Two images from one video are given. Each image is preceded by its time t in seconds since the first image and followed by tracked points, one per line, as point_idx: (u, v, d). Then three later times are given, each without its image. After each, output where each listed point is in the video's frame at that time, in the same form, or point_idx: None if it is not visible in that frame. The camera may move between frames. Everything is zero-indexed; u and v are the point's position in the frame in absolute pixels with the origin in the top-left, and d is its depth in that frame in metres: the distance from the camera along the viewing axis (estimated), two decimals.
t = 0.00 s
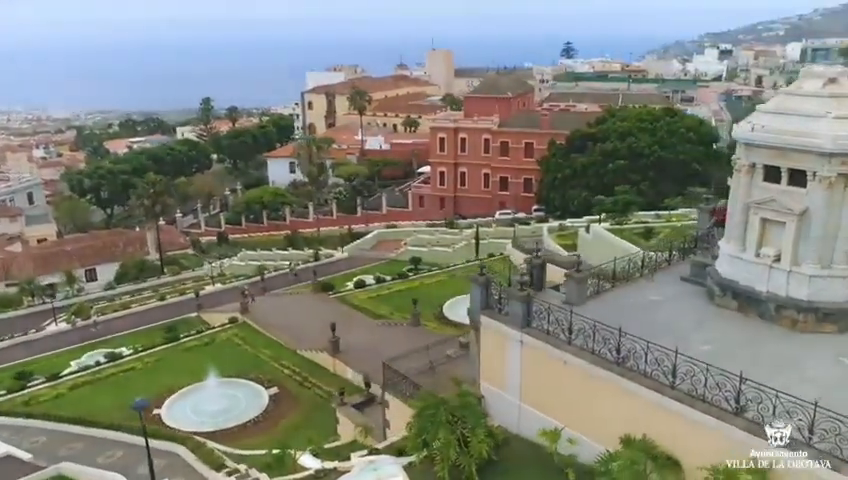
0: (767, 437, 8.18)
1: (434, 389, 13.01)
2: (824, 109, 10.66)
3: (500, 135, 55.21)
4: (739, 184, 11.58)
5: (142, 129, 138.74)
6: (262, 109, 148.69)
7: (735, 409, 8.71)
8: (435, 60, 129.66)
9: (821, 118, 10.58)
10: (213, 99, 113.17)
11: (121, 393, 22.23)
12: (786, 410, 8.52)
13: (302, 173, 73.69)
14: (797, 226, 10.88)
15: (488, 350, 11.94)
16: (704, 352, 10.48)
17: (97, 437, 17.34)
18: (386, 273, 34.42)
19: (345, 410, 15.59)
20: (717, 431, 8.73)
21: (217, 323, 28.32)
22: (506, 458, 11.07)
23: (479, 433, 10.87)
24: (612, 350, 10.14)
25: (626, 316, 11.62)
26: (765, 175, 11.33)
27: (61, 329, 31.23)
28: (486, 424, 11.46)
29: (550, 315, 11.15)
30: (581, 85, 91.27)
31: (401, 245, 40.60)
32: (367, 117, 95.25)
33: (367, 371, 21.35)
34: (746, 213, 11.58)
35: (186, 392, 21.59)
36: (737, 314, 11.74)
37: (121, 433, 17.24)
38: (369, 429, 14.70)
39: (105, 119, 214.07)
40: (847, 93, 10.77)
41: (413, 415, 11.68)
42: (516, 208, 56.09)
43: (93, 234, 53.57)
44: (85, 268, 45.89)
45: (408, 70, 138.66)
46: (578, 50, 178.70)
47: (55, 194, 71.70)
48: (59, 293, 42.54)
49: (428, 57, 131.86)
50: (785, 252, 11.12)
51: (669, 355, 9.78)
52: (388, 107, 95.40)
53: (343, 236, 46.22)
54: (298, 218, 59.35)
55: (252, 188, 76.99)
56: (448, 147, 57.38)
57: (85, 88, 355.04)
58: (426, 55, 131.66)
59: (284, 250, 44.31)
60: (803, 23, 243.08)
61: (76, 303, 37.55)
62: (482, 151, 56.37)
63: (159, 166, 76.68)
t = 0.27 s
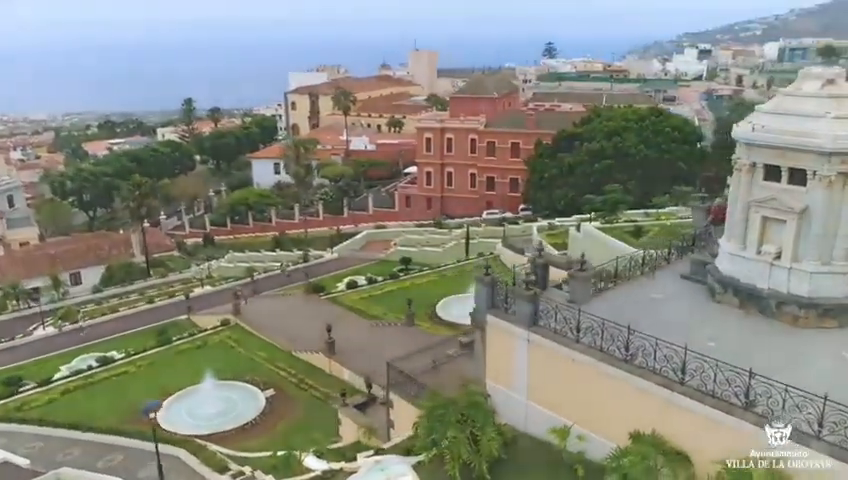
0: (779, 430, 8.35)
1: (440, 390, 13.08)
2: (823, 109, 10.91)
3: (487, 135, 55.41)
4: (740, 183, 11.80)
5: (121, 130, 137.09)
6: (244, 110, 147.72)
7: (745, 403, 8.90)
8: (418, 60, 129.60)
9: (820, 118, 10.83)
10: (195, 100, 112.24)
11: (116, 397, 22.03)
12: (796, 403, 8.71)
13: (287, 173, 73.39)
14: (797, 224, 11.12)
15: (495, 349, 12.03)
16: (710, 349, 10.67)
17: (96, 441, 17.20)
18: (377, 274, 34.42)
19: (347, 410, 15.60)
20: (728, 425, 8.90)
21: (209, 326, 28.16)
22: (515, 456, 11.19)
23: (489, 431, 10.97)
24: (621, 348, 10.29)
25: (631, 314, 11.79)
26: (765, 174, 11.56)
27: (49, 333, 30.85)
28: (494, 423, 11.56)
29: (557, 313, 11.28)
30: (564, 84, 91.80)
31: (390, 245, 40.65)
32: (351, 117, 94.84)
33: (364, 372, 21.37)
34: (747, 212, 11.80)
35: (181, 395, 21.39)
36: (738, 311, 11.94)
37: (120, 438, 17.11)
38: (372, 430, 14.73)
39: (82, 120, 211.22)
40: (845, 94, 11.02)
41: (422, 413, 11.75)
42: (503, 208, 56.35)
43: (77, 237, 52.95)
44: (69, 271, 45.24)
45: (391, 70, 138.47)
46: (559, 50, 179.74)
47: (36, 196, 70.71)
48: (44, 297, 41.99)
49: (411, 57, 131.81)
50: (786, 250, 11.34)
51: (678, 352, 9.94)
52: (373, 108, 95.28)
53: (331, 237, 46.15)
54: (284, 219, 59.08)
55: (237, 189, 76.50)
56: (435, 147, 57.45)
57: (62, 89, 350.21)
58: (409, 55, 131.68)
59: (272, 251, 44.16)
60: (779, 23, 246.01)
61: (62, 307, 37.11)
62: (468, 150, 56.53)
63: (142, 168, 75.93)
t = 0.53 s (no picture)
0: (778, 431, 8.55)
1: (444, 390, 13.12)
2: (823, 109, 11.10)
3: (477, 135, 55.52)
4: (741, 183, 11.96)
5: (105, 131, 135.81)
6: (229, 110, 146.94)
7: (752, 400, 9.04)
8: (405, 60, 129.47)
9: (820, 118, 11.02)
10: (181, 100, 111.48)
11: (112, 400, 21.87)
12: (804, 399, 8.86)
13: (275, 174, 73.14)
14: (797, 223, 11.29)
15: (500, 348, 12.12)
16: (715, 346, 10.81)
17: (95, 445, 17.10)
18: (371, 275, 34.41)
19: (348, 411, 15.63)
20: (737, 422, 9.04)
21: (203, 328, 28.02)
22: (524, 454, 11.28)
23: (498, 430, 11.04)
24: (629, 347, 10.40)
25: (635, 313, 11.91)
26: (766, 174, 11.73)
27: (40, 337, 30.54)
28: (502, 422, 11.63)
29: (563, 312, 11.36)
30: (551, 84, 92.22)
31: (383, 246, 40.68)
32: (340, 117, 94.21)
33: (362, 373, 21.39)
34: (747, 211, 11.97)
35: (178, 398, 21.28)
36: (739, 309, 12.09)
37: (119, 441, 17.02)
38: (375, 430, 14.75)
39: (64, 121, 209.00)
40: (843, 94, 11.21)
41: (429, 413, 11.83)
42: (493, 208, 56.54)
43: (64, 239, 52.49)
44: (58, 274, 44.72)
45: (377, 70, 138.30)
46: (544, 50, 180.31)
47: (20, 199, 69.93)
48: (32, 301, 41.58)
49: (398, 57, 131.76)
50: (787, 248, 11.52)
51: (685, 350, 10.06)
52: (360, 108, 95.20)
53: (322, 238, 46.09)
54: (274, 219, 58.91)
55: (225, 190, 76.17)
56: (424, 148, 57.47)
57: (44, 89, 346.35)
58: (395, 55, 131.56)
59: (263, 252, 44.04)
60: (761, 23, 248.33)
61: (52, 310, 36.78)
62: (458, 150, 56.63)
63: (129, 169, 75.31)
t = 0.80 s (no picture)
0: (781, 430, 8.66)
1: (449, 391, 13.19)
2: (820, 110, 11.36)
3: (460, 135, 55.65)
4: (739, 181, 12.20)
5: (80, 133, 133.61)
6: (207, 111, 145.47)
7: (760, 394, 9.24)
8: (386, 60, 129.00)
9: (818, 118, 11.27)
10: (158, 102, 110.13)
11: (104, 405, 21.61)
12: (811, 392, 9.07)
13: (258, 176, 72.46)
14: (796, 221, 11.55)
15: (505, 347, 12.19)
16: (718, 343, 11.01)
17: (91, 452, 16.93)
18: (359, 276, 34.34)
19: (349, 413, 15.63)
20: (746, 416, 9.23)
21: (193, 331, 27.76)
22: (532, 452, 11.37)
23: (507, 429, 11.14)
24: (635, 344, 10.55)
25: (638, 311, 12.08)
26: (764, 173, 11.97)
27: (25, 343, 30.03)
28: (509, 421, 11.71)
29: (568, 311, 11.48)
30: (532, 84, 92.67)
31: (369, 247, 40.65)
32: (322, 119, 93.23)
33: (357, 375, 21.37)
34: (746, 209, 12.21)
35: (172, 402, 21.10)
36: (739, 306, 12.32)
37: (116, 447, 16.87)
38: (378, 431, 14.76)
39: (36, 123, 205.22)
40: (838, 95, 11.49)
41: (437, 413, 11.90)
42: (477, 208, 56.73)
43: (44, 244, 51.65)
44: (38, 278, 44.01)
45: (357, 70, 137.85)
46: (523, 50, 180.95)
47: None
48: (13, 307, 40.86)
49: (377, 57, 131.43)
50: (785, 245, 11.79)
51: (693, 347, 10.24)
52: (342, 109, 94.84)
53: (307, 239, 45.91)
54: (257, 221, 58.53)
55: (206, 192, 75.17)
56: (408, 148, 57.43)
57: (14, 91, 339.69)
58: (374, 55, 131.23)
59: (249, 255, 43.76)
60: (735, 23, 251.54)
61: (35, 316, 36.21)
62: (442, 151, 56.71)
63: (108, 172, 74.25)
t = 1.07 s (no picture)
0: (782, 430, 9.00)
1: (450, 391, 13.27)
2: (813, 109, 11.63)
3: (443, 136, 55.72)
4: (735, 179, 12.43)
5: (53, 135, 131.15)
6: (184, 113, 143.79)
7: (764, 388, 9.45)
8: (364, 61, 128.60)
9: (812, 118, 11.55)
10: (134, 103, 108.62)
11: (94, 411, 21.32)
12: (814, 385, 9.29)
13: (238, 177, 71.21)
14: (791, 218, 11.80)
15: (507, 346, 12.28)
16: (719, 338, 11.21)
17: (86, 458, 16.79)
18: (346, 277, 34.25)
19: (348, 414, 15.64)
20: (751, 410, 9.42)
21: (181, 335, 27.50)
22: (536, 449, 11.50)
23: (512, 427, 11.28)
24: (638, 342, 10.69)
25: (638, 309, 12.25)
26: (759, 171, 12.21)
27: (7, 349, 29.46)
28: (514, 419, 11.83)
29: (570, 310, 11.62)
30: (511, 84, 93.05)
31: (355, 248, 40.59)
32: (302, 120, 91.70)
33: (350, 377, 21.36)
34: (742, 207, 12.44)
35: (164, 407, 20.92)
36: (734, 302, 12.57)
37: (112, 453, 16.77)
38: (379, 432, 14.79)
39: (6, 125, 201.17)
40: (830, 95, 11.78)
41: (441, 413, 11.98)
42: (460, 208, 56.90)
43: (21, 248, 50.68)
44: (17, 283, 43.24)
45: (335, 71, 137.26)
46: (500, 50, 181.41)
47: None
48: None
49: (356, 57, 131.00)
50: (780, 242, 12.05)
51: (696, 343, 10.42)
52: (321, 109, 94.43)
53: (291, 241, 45.71)
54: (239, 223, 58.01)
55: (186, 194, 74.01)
56: (391, 148, 57.39)
57: None
58: (353, 55, 130.69)
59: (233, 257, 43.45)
60: (708, 23, 254.72)
61: (15, 322, 35.57)
62: (424, 151, 56.78)
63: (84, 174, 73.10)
